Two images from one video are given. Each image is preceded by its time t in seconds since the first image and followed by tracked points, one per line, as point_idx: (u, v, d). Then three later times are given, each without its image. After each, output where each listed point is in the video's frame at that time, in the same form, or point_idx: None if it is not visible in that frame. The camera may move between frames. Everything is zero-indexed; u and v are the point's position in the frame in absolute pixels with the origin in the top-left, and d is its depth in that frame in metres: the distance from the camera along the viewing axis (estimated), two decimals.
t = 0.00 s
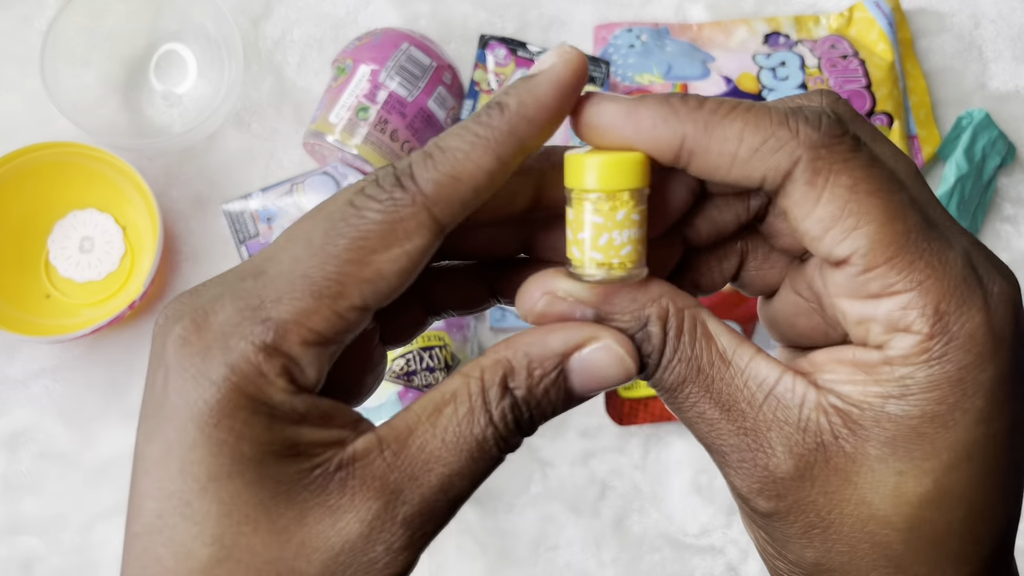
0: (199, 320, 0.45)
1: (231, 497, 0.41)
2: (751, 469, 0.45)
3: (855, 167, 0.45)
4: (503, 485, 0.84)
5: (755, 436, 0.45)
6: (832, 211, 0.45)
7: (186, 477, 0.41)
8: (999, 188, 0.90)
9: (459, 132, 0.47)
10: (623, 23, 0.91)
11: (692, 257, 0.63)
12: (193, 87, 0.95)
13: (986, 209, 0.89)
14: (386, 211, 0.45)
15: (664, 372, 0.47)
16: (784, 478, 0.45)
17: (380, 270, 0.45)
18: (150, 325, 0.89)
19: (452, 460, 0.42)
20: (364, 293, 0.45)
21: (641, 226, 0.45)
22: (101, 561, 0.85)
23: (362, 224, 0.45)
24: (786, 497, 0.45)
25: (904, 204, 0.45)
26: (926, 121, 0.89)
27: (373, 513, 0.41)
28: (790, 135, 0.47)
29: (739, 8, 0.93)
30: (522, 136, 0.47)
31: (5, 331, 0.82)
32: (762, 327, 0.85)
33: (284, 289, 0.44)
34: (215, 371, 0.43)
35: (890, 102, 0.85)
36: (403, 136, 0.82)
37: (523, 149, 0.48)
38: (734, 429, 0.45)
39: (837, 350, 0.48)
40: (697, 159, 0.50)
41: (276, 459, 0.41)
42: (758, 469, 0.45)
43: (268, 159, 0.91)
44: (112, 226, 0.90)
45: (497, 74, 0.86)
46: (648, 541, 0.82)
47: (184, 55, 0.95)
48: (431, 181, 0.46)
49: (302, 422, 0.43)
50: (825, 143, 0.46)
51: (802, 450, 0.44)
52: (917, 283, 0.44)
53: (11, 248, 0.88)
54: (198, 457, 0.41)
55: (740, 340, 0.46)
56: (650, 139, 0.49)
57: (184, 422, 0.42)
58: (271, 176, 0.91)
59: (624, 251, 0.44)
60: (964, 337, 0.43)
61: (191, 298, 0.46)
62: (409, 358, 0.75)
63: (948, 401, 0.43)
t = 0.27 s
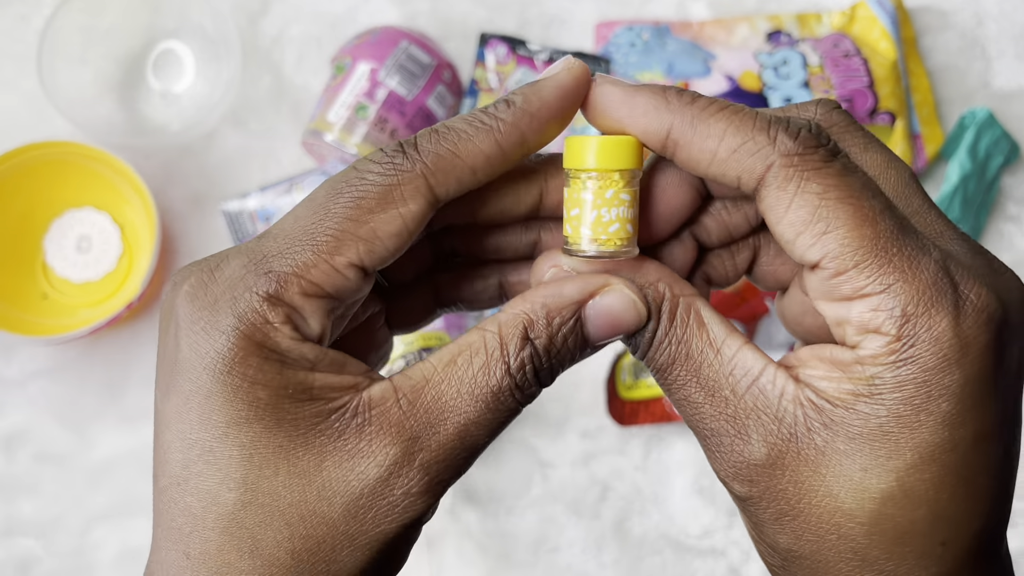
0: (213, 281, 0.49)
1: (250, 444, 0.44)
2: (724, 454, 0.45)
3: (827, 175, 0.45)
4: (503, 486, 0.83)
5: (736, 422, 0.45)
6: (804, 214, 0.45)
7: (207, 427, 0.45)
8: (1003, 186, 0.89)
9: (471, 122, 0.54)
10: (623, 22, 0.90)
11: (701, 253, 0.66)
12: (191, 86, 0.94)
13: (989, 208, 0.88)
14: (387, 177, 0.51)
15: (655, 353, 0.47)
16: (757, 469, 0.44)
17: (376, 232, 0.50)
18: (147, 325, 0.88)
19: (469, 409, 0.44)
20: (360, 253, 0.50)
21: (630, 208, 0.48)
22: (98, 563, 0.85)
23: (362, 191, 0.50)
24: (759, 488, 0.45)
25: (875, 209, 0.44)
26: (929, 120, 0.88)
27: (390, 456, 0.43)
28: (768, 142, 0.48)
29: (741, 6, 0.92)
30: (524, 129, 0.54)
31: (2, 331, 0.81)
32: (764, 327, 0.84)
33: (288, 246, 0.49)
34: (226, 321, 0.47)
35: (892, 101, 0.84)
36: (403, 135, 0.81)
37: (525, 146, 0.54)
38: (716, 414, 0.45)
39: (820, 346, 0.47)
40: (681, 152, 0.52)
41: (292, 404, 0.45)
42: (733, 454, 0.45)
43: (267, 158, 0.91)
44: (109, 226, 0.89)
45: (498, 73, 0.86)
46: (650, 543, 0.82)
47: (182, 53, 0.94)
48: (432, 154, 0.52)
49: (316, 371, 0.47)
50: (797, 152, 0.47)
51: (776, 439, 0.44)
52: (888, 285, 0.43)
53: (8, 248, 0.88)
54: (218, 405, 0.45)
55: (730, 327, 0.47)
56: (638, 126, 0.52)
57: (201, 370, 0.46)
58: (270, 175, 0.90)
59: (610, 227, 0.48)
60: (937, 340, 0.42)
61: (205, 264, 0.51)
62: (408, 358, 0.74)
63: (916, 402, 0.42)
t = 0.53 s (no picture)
0: (207, 310, 0.47)
1: (265, 462, 0.44)
2: (722, 493, 0.45)
3: (804, 223, 0.44)
4: (503, 486, 0.83)
5: (730, 465, 0.44)
6: (781, 259, 0.45)
7: (221, 449, 0.44)
8: (1003, 186, 0.89)
9: (478, 163, 0.51)
10: (623, 22, 0.90)
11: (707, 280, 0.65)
12: (192, 86, 0.94)
13: (988, 206, 0.89)
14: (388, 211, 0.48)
15: (654, 389, 0.47)
16: (752, 511, 0.44)
17: (376, 267, 0.48)
18: (148, 325, 0.88)
19: (471, 409, 0.45)
20: (360, 287, 0.48)
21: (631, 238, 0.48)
22: (98, 563, 0.85)
23: (363, 227, 0.48)
24: (754, 529, 0.44)
25: (851, 255, 0.43)
26: (929, 120, 0.88)
27: (401, 459, 0.45)
28: (746, 186, 0.47)
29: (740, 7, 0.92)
30: (531, 180, 0.51)
31: (3, 330, 0.81)
32: (763, 327, 0.85)
33: (288, 279, 0.46)
34: (228, 352, 0.45)
35: (892, 101, 0.84)
36: (403, 135, 0.81)
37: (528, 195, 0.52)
38: (711, 456, 0.45)
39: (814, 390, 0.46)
40: (667, 186, 0.51)
41: (304, 422, 0.45)
42: (730, 494, 0.44)
43: (267, 159, 0.91)
44: (110, 226, 0.89)
45: (498, 73, 0.86)
46: (649, 543, 0.82)
47: (183, 53, 0.95)
48: (435, 191, 0.50)
49: (324, 388, 0.46)
50: (774, 200, 0.46)
51: (769, 484, 0.43)
52: (869, 329, 0.42)
53: (9, 247, 0.88)
54: (231, 430, 0.44)
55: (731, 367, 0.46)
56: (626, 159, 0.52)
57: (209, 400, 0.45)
58: (270, 175, 0.91)
59: (611, 254, 0.47)
60: (921, 386, 0.41)
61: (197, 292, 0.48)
62: (408, 357, 0.74)
63: (904, 449, 0.41)
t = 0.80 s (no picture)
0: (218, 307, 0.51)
1: (259, 451, 0.47)
2: (761, 515, 0.44)
3: (872, 235, 0.43)
4: (503, 486, 0.83)
5: (773, 486, 0.43)
6: (847, 275, 0.43)
7: (221, 436, 0.47)
8: (1003, 186, 0.89)
9: (473, 175, 0.52)
10: (623, 22, 0.90)
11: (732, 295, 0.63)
12: (192, 86, 0.94)
13: (988, 206, 0.89)
14: (376, 221, 0.50)
15: (688, 411, 0.46)
16: (797, 532, 0.43)
17: (361, 271, 0.50)
18: (148, 325, 0.88)
19: (459, 414, 0.45)
20: (346, 290, 0.50)
21: (637, 275, 0.45)
22: (99, 562, 0.85)
23: (353, 236, 0.50)
24: (798, 550, 0.43)
25: (919, 273, 0.42)
26: (929, 120, 0.88)
27: (389, 458, 0.45)
28: (807, 202, 0.45)
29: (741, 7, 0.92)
30: (522, 196, 0.51)
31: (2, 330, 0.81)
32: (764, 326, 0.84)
33: (285, 280, 0.50)
34: (228, 346, 0.49)
35: (892, 100, 0.84)
36: (403, 135, 0.81)
37: (522, 216, 0.52)
38: (753, 477, 0.44)
39: (858, 407, 0.46)
40: (720, 216, 0.49)
41: (296, 415, 0.47)
42: (773, 516, 0.43)
43: (267, 158, 0.91)
44: (110, 225, 0.89)
45: (498, 73, 0.85)
46: (649, 543, 0.82)
47: (183, 53, 0.95)
48: (424, 202, 0.51)
49: (318, 386, 0.49)
50: (838, 213, 0.44)
51: (815, 504, 0.42)
52: (931, 350, 0.41)
53: (8, 247, 0.88)
54: (230, 418, 0.47)
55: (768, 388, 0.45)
56: (671, 195, 0.49)
57: (211, 383, 0.48)
58: (270, 175, 0.91)
59: (607, 288, 0.44)
60: (978, 408, 0.41)
61: (214, 292, 0.53)
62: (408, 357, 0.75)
63: (960, 470, 0.41)
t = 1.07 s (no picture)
0: (209, 296, 0.51)
1: (244, 442, 0.47)
2: (765, 519, 0.44)
3: (878, 240, 0.43)
4: (503, 486, 0.83)
5: (777, 491, 0.43)
6: (856, 280, 0.43)
7: (208, 424, 0.48)
8: (1003, 186, 0.89)
9: (467, 178, 0.52)
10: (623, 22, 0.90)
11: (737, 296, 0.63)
12: (192, 86, 0.94)
13: (988, 206, 0.89)
14: (368, 220, 0.51)
15: (690, 417, 0.46)
16: (804, 537, 0.43)
17: (351, 268, 0.50)
18: (147, 325, 0.88)
19: (444, 414, 0.45)
20: (335, 286, 0.50)
21: (628, 281, 0.45)
22: (99, 562, 0.85)
23: (344, 234, 0.50)
24: (804, 555, 0.44)
25: (929, 276, 0.42)
26: (929, 120, 0.88)
27: (372, 454, 0.45)
28: (811, 206, 0.44)
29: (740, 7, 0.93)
30: (515, 199, 0.51)
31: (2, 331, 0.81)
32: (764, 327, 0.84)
33: (278, 275, 0.51)
34: (218, 338, 0.49)
35: (892, 100, 0.84)
36: (403, 135, 0.81)
37: (515, 221, 0.52)
38: (757, 483, 0.44)
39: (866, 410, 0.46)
40: (722, 228, 0.48)
41: (281, 408, 0.47)
42: (778, 521, 0.44)
43: (267, 158, 0.91)
44: (110, 226, 0.89)
45: (498, 73, 0.85)
46: (649, 543, 0.82)
47: (184, 54, 0.95)
48: (417, 203, 0.51)
49: (305, 380, 0.49)
50: (844, 216, 0.44)
51: (820, 510, 0.43)
52: (943, 355, 0.41)
53: (8, 247, 0.88)
54: (217, 408, 0.48)
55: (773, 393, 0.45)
56: (671, 207, 0.49)
57: (199, 368, 0.49)
58: (270, 175, 0.91)
59: (593, 292, 0.44)
60: (991, 415, 0.41)
61: (209, 283, 0.53)
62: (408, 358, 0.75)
63: (970, 476, 0.41)
